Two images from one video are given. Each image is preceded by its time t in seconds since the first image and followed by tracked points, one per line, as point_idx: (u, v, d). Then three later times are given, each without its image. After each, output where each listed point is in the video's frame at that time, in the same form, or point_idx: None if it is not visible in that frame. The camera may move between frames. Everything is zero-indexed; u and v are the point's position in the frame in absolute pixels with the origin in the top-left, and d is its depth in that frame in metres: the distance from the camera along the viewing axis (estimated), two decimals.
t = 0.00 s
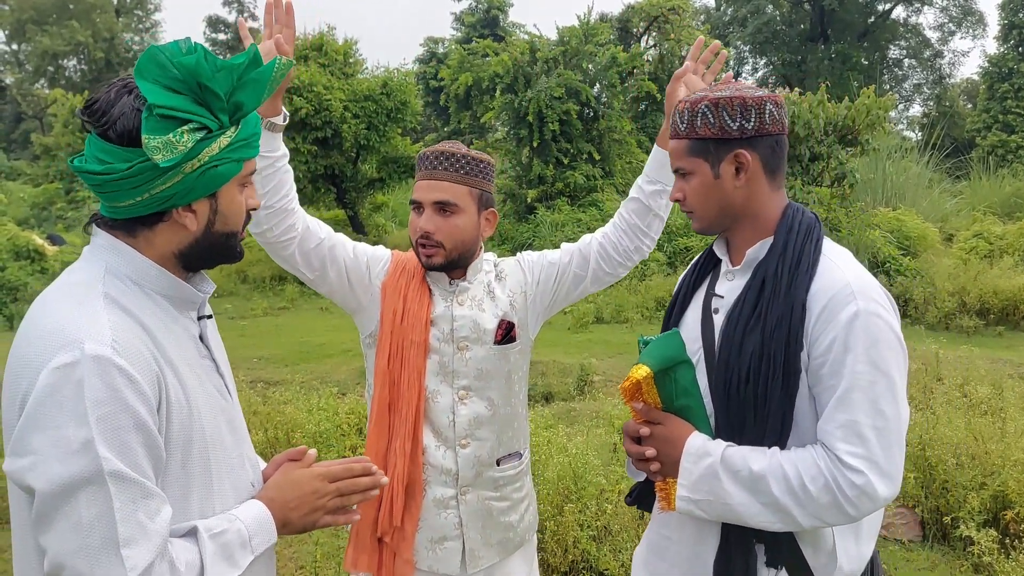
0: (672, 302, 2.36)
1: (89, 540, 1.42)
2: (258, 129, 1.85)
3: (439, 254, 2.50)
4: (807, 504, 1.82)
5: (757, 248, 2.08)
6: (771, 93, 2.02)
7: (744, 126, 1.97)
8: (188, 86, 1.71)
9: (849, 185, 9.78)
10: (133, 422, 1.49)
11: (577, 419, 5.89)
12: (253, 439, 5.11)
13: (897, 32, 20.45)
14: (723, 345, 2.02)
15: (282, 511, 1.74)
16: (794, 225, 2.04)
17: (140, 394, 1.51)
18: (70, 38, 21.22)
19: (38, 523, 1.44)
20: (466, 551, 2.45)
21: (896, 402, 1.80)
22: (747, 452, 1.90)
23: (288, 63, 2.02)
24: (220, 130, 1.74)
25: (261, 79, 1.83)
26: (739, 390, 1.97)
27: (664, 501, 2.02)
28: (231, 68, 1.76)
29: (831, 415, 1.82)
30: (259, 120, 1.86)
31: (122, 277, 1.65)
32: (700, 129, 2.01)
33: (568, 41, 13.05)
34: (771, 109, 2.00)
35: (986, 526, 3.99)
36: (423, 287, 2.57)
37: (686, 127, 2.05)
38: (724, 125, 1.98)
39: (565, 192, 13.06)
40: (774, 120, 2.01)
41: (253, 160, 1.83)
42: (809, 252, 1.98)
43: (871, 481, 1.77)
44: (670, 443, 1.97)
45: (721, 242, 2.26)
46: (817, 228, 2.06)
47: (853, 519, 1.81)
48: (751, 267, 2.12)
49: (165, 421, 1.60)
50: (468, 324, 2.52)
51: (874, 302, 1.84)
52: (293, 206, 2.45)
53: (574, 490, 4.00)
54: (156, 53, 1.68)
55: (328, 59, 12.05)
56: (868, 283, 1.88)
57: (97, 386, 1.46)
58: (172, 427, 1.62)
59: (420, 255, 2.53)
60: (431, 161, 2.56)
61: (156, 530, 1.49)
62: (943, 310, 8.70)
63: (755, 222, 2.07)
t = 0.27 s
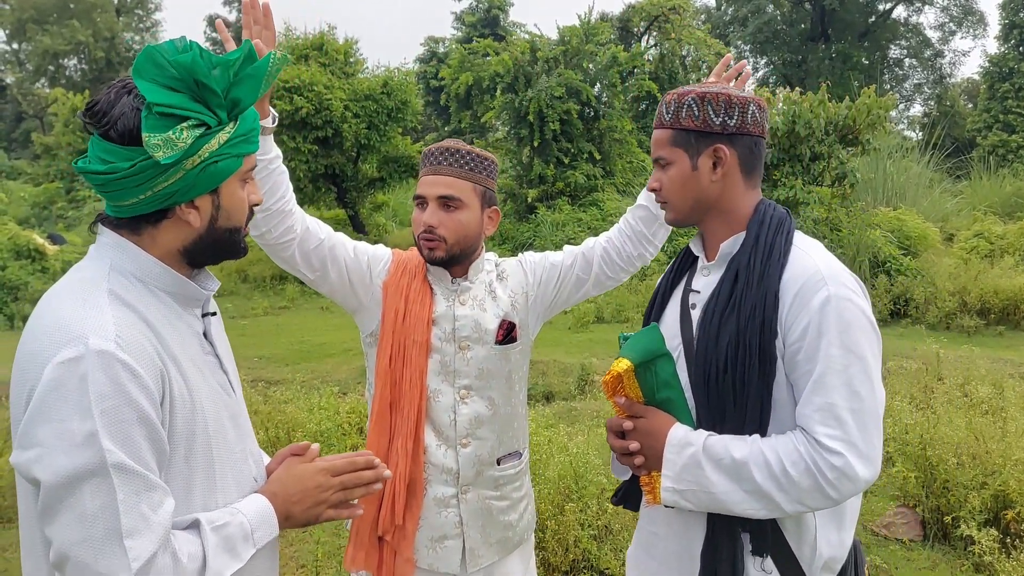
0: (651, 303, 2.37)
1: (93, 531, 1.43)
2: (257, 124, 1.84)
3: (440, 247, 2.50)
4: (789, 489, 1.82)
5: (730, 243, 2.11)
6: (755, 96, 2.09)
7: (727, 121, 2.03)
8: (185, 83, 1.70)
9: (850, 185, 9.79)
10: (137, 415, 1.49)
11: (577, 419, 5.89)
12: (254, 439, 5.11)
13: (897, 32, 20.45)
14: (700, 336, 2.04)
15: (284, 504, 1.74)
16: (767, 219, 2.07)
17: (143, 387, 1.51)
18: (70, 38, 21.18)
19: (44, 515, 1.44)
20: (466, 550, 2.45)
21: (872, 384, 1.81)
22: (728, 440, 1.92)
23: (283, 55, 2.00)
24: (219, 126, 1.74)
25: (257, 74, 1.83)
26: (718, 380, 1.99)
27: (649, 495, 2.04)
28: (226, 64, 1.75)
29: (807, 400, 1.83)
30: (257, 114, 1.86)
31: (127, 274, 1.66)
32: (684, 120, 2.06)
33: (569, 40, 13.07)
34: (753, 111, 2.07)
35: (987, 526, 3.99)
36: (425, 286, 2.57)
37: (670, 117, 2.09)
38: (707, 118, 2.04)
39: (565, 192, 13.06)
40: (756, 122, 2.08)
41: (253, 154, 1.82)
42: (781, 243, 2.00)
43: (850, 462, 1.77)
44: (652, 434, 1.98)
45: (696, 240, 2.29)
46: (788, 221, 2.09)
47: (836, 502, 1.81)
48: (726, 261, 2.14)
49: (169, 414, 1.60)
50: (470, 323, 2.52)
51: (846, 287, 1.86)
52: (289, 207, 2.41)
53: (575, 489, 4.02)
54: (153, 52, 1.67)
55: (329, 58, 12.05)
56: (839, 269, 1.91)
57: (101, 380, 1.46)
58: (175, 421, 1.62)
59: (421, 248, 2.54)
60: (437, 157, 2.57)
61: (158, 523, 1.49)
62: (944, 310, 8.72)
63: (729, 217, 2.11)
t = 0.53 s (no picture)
0: (643, 306, 2.37)
1: (92, 527, 1.43)
2: (276, 142, 1.88)
3: (442, 246, 2.52)
4: (783, 485, 1.82)
5: (719, 244, 2.12)
6: (736, 99, 2.10)
7: (710, 127, 2.04)
8: (215, 94, 1.73)
9: (851, 186, 9.80)
10: (138, 414, 1.50)
11: (579, 419, 5.90)
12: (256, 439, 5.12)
13: (898, 32, 20.46)
14: (691, 337, 2.04)
15: (284, 503, 1.75)
16: (753, 220, 2.08)
17: (145, 385, 1.52)
18: (72, 38, 21.19)
19: (45, 509, 1.45)
20: (469, 551, 2.46)
21: (860, 379, 1.81)
22: (721, 439, 1.92)
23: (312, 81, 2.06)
24: (241, 139, 1.77)
25: (285, 94, 1.87)
26: (709, 381, 2.00)
27: (645, 496, 2.02)
28: (257, 81, 1.79)
29: (797, 397, 1.84)
30: (279, 132, 1.89)
31: (130, 273, 1.66)
32: (669, 128, 2.07)
33: (570, 40, 13.09)
34: (736, 115, 2.08)
35: (989, 526, 4.00)
36: (429, 288, 2.58)
37: (655, 125, 2.10)
38: (691, 125, 2.04)
39: (566, 192, 13.08)
40: (739, 126, 2.08)
41: (269, 170, 1.85)
42: (767, 243, 2.01)
43: (842, 457, 1.77)
44: (648, 434, 1.98)
45: (686, 243, 2.30)
46: (774, 221, 2.09)
47: (829, 497, 1.81)
48: (714, 263, 2.15)
49: (170, 412, 1.61)
50: (473, 324, 2.53)
51: (832, 284, 1.86)
52: (287, 209, 2.39)
53: (578, 489, 4.03)
54: (188, 61, 1.71)
55: (330, 58, 12.06)
56: (825, 267, 1.92)
57: (103, 379, 1.46)
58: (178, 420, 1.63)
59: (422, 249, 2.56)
60: (441, 154, 2.58)
61: (158, 520, 1.49)
62: (945, 310, 8.74)
63: (717, 220, 2.12)
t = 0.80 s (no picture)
0: (642, 307, 2.37)
1: (113, 524, 1.42)
2: (284, 137, 1.89)
3: (434, 247, 2.52)
4: (781, 483, 1.82)
5: (715, 245, 2.12)
6: (723, 101, 2.09)
7: (701, 131, 2.04)
8: (222, 90, 1.73)
9: (852, 186, 9.81)
10: (156, 411, 1.50)
11: (580, 419, 5.90)
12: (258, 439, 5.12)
13: (899, 32, 20.45)
14: (690, 337, 2.05)
15: (289, 505, 1.75)
16: (749, 220, 2.08)
17: (162, 383, 1.53)
18: (72, 37, 21.17)
19: (63, 509, 1.44)
20: (468, 556, 2.46)
21: (857, 377, 1.81)
22: (720, 438, 1.93)
23: (317, 77, 2.06)
24: (249, 135, 1.77)
25: (290, 90, 1.87)
26: (708, 380, 2.00)
27: (645, 494, 2.02)
28: (263, 77, 1.80)
29: (795, 395, 1.84)
30: (286, 128, 1.90)
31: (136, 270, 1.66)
32: (659, 135, 2.07)
33: (571, 40, 13.08)
34: (725, 117, 2.07)
35: (991, 527, 3.99)
36: (429, 287, 2.58)
37: (645, 134, 2.10)
38: (682, 131, 2.04)
39: (566, 192, 13.09)
40: (728, 127, 2.07)
41: (278, 166, 1.85)
42: (764, 243, 2.01)
43: (839, 455, 1.76)
44: (647, 433, 1.98)
45: (684, 246, 2.30)
46: (771, 222, 2.09)
47: (827, 494, 1.81)
48: (712, 264, 2.15)
49: (185, 412, 1.62)
50: (476, 328, 2.54)
51: (830, 283, 1.86)
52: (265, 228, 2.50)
53: (579, 489, 4.04)
54: (195, 57, 1.71)
55: (330, 58, 12.04)
56: (822, 266, 1.92)
57: (125, 377, 1.47)
58: (192, 419, 1.64)
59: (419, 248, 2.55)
60: (436, 156, 2.61)
61: (176, 518, 1.50)
62: (945, 311, 8.75)
63: (713, 222, 2.12)
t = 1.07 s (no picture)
0: (645, 310, 2.38)
1: (124, 527, 1.43)
2: (280, 136, 1.89)
3: (461, 257, 2.52)
4: (783, 483, 1.83)
5: (719, 247, 2.13)
6: (728, 105, 2.11)
7: (707, 134, 2.05)
8: (217, 91, 1.74)
9: (852, 187, 9.82)
10: (165, 413, 1.51)
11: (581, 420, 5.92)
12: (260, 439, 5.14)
13: (899, 33, 20.46)
14: (694, 338, 2.05)
15: (299, 507, 1.76)
16: (752, 222, 2.09)
17: (171, 385, 1.54)
18: (73, 37, 21.18)
19: (73, 512, 1.44)
20: (471, 562, 2.46)
21: (860, 379, 1.82)
22: (723, 438, 1.93)
23: (309, 72, 2.07)
24: (246, 134, 1.79)
25: (284, 87, 1.88)
26: (711, 381, 2.00)
27: (648, 494, 2.06)
28: (258, 75, 1.81)
29: (799, 396, 1.84)
30: (282, 127, 1.91)
31: (144, 274, 1.67)
32: (665, 138, 2.08)
33: (571, 40, 13.09)
34: (729, 121, 2.09)
35: (992, 528, 4.00)
36: (442, 292, 2.60)
37: (650, 136, 2.11)
38: (687, 133, 2.06)
39: (567, 193, 13.11)
40: (733, 130, 2.10)
41: (274, 165, 1.86)
42: (767, 245, 2.02)
43: (842, 456, 1.77)
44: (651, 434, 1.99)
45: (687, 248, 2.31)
46: (773, 224, 2.10)
47: (829, 496, 1.81)
48: (715, 266, 2.16)
49: (192, 415, 1.63)
50: (489, 335, 2.56)
51: (831, 285, 1.87)
52: (260, 283, 2.52)
53: (580, 490, 4.05)
54: (188, 59, 1.72)
55: (331, 58, 12.05)
56: (824, 268, 1.93)
57: (135, 379, 1.48)
58: (199, 423, 1.64)
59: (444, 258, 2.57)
60: (460, 165, 2.60)
61: (187, 521, 1.51)
62: (946, 311, 8.76)
63: (717, 226, 2.13)
